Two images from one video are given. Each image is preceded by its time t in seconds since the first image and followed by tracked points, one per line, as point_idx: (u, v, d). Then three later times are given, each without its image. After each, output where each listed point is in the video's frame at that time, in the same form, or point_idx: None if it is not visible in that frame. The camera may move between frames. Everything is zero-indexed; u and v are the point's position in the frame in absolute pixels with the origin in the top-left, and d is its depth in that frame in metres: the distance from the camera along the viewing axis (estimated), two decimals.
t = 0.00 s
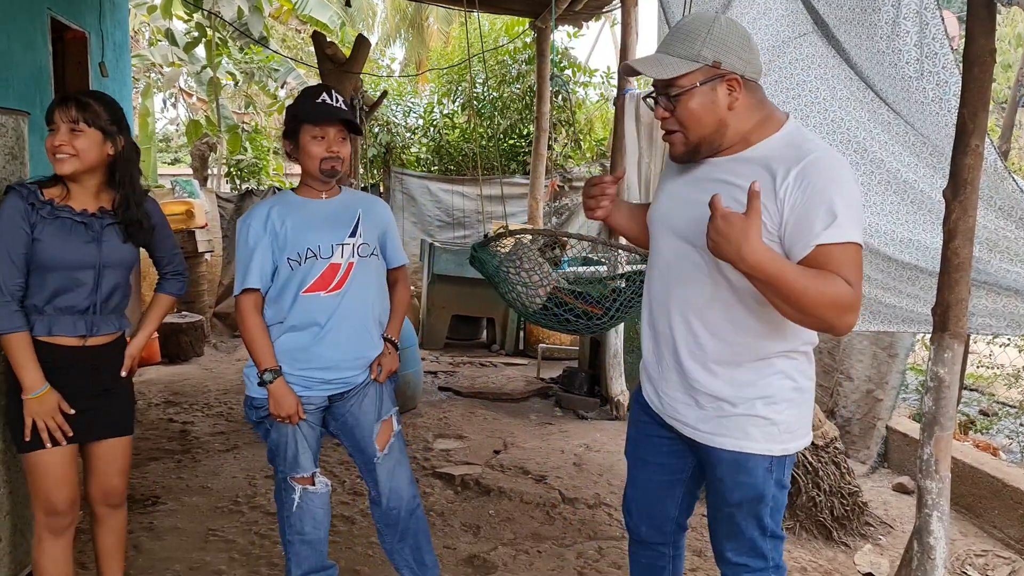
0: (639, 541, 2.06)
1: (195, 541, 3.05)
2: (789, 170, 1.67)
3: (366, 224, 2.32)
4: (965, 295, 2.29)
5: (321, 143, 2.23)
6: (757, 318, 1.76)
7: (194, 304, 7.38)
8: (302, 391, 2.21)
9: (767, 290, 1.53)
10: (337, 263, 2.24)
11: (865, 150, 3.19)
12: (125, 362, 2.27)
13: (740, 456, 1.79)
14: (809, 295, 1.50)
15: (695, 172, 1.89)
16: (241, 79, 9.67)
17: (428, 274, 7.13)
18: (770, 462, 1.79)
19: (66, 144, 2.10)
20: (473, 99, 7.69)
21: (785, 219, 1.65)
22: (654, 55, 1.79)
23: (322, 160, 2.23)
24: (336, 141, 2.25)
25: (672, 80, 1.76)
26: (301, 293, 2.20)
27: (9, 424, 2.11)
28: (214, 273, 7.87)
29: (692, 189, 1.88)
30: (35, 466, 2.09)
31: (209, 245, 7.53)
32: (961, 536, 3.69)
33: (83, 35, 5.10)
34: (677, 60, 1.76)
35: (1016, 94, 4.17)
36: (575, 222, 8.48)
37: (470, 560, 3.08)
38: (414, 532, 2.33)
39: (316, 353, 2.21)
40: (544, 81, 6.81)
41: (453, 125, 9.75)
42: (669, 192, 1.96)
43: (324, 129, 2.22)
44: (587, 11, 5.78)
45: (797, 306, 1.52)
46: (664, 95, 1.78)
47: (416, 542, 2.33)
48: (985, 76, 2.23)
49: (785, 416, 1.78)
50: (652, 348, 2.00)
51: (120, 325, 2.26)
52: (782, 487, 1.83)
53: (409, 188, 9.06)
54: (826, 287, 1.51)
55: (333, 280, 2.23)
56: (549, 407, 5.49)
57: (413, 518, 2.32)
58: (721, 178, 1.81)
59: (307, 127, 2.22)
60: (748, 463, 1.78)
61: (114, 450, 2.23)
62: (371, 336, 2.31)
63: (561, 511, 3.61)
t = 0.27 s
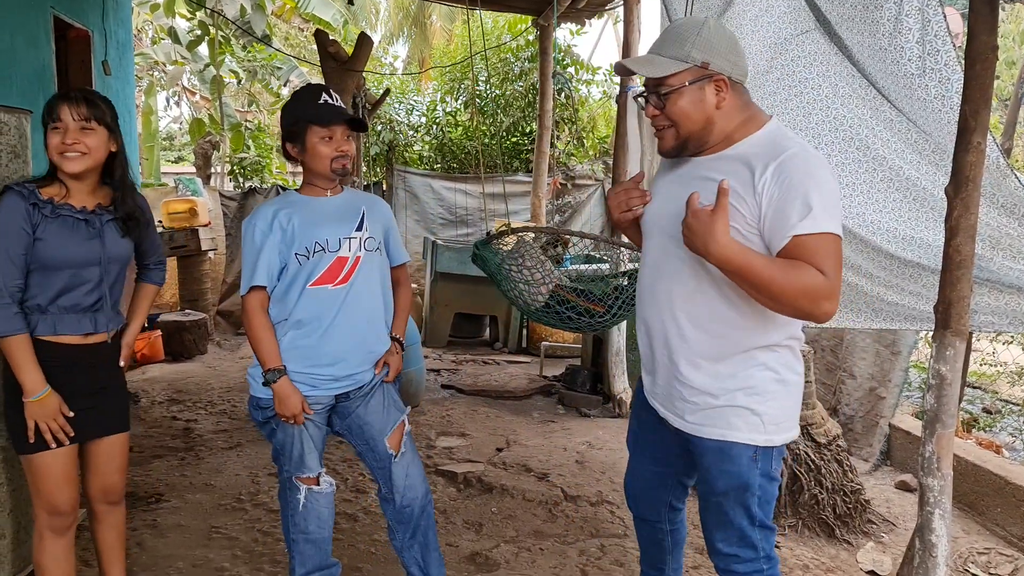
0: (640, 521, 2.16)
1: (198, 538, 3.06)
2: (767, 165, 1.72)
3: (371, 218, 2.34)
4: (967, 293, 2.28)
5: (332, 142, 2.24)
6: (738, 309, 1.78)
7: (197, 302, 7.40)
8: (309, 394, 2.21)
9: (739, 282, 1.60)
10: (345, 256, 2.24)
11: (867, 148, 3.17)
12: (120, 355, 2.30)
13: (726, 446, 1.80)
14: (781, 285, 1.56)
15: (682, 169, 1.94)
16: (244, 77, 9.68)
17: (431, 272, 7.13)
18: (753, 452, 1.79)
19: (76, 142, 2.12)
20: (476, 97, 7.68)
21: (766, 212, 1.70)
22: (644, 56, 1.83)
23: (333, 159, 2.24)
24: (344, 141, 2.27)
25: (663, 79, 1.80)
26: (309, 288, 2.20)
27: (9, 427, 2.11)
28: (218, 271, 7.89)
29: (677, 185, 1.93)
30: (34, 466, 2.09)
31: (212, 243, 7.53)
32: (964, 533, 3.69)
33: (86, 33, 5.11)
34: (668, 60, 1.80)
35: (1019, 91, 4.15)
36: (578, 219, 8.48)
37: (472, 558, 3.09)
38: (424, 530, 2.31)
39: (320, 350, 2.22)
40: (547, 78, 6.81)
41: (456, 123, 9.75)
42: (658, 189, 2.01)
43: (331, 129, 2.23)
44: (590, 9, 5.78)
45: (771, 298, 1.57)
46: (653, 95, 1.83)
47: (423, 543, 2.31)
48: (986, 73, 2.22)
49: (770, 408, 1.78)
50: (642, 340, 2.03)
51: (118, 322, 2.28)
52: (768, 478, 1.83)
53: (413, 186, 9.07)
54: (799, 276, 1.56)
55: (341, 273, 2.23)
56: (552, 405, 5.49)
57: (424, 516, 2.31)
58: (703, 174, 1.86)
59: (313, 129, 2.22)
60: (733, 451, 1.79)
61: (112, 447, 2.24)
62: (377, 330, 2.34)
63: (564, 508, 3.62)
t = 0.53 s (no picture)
0: (626, 520, 2.16)
1: (198, 534, 3.06)
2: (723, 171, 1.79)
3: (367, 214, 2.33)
4: (968, 289, 2.25)
5: (334, 145, 2.23)
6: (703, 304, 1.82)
7: (198, 298, 7.40)
8: (287, 389, 2.19)
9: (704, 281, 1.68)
10: (337, 249, 2.23)
11: (868, 145, 3.16)
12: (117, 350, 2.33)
13: (700, 428, 1.82)
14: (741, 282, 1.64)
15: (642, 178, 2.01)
16: (245, 74, 9.67)
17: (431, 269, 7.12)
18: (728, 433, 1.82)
19: (91, 140, 2.13)
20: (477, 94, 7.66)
21: (724, 217, 1.77)
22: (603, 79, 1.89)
23: (333, 162, 2.24)
24: (348, 143, 2.25)
25: (624, 101, 1.86)
26: (303, 280, 2.19)
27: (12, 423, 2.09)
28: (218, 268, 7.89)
29: (640, 191, 1.99)
30: (38, 460, 2.08)
31: (213, 240, 7.53)
32: (964, 531, 3.68)
33: (86, 29, 5.10)
34: (630, 82, 1.86)
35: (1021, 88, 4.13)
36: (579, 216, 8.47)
37: (472, 555, 3.08)
38: (412, 533, 2.30)
39: (314, 343, 2.20)
40: (547, 75, 6.80)
41: (457, 120, 9.74)
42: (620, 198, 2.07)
43: (335, 132, 2.22)
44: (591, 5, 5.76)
45: (737, 293, 1.65)
46: (616, 115, 1.89)
47: (413, 544, 2.30)
48: (988, 70, 2.19)
49: (739, 396, 1.82)
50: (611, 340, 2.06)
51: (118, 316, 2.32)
52: (742, 460, 1.86)
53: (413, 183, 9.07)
54: (758, 271, 1.64)
55: (332, 265, 2.22)
56: (553, 402, 5.49)
57: (410, 519, 2.30)
58: (664, 179, 1.92)
59: (318, 132, 2.21)
60: (709, 434, 1.81)
61: (115, 440, 2.24)
62: (374, 328, 2.31)
63: (564, 505, 3.62)
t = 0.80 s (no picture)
0: (630, 505, 2.22)
1: (199, 531, 3.06)
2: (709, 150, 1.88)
3: (367, 213, 2.31)
4: (972, 288, 2.23)
5: (337, 141, 2.23)
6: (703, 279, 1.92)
7: (198, 295, 7.39)
8: (265, 387, 2.20)
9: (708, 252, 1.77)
10: (329, 246, 2.23)
11: (871, 143, 3.16)
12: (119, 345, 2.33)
13: (704, 400, 1.90)
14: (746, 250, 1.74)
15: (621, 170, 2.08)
16: (246, 71, 9.66)
17: (432, 266, 7.12)
18: (730, 408, 1.92)
19: (102, 136, 2.13)
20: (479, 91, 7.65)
21: (715, 190, 1.86)
22: (583, 80, 1.97)
23: (336, 159, 2.24)
24: (351, 139, 2.25)
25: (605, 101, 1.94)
26: (292, 274, 2.21)
27: (18, 417, 2.09)
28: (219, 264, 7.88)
29: (623, 182, 2.06)
30: (41, 455, 2.08)
31: (214, 237, 7.53)
32: (966, 530, 3.68)
33: (88, 25, 5.09)
34: (609, 83, 1.94)
35: None
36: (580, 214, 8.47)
37: (473, 553, 3.08)
38: (413, 534, 2.28)
39: (298, 339, 2.19)
40: (549, 73, 6.79)
41: (458, 117, 9.73)
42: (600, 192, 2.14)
43: (339, 128, 2.22)
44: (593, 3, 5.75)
45: (744, 260, 1.75)
46: (597, 115, 1.97)
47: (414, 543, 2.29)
48: (992, 68, 2.18)
49: (738, 364, 1.92)
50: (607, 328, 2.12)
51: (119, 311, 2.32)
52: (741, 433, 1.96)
53: (415, 181, 9.07)
54: (759, 238, 1.73)
55: (323, 262, 2.22)
56: (554, 400, 5.49)
57: (411, 520, 2.28)
58: (648, 168, 2.00)
59: (322, 128, 2.22)
60: (712, 406, 1.90)
61: (116, 434, 2.24)
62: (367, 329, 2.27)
63: (565, 503, 3.61)
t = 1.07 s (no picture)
0: (633, 501, 2.21)
1: (199, 524, 3.06)
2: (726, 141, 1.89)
3: (368, 211, 2.29)
4: (975, 282, 2.21)
5: (340, 133, 2.21)
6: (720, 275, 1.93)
7: (198, 289, 7.38)
8: (259, 378, 2.21)
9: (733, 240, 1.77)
10: (327, 244, 2.22)
11: (873, 137, 3.14)
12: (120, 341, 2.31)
13: (721, 402, 1.94)
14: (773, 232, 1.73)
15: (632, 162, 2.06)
16: (246, 63, 9.63)
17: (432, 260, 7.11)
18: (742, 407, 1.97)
19: (103, 130, 2.12)
20: (479, 85, 7.63)
21: (732, 178, 1.86)
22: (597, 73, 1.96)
23: (338, 151, 2.23)
24: (356, 130, 2.23)
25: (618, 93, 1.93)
26: (287, 269, 2.20)
27: (15, 410, 2.09)
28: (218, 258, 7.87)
29: (636, 174, 2.04)
30: (42, 448, 2.08)
31: (214, 230, 7.52)
32: (966, 524, 3.68)
33: (87, 18, 5.07)
34: (622, 76, 1.93)
35: None
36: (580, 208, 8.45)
37: (473, 546, 3.08)
38: (407, 529, 2.28)
39: (290, 335, 2.19)
40: (550, 66, 6.77)
41: (458, 111, 9.72)
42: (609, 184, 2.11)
43: (344, 119, 2.21)
44: None
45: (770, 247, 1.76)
46: (610, 107, 1.96)
47: (409, 536, 2.28)
48: (997, 61, 2.15)
49: (750, 360, 1.96)
50: (614, 322, 2.10)
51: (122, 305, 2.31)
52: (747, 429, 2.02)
53: (415, 175, 9.06)
54: (784, 219, 1.74)
55: (319, 259, 2.21)
56: (554, 394, 5.49)
57: (405, 515, 2.28)
58: (663, 160, 1.99)
59: (327, 118, 2.21)
60: (726, 406, 1.95)
61: (117, 429, 2.23)
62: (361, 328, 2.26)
63: (565, 497, 3.62)
